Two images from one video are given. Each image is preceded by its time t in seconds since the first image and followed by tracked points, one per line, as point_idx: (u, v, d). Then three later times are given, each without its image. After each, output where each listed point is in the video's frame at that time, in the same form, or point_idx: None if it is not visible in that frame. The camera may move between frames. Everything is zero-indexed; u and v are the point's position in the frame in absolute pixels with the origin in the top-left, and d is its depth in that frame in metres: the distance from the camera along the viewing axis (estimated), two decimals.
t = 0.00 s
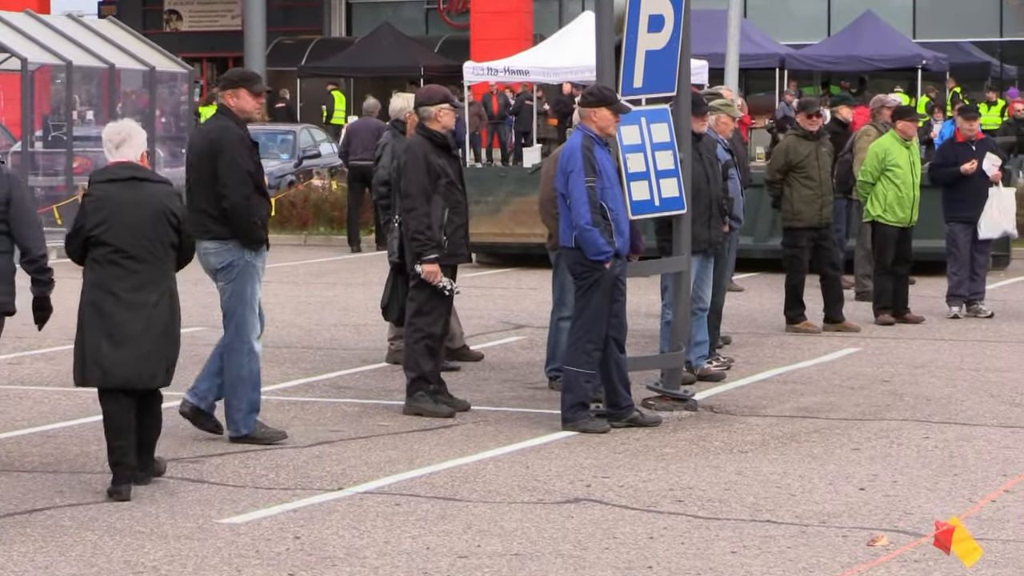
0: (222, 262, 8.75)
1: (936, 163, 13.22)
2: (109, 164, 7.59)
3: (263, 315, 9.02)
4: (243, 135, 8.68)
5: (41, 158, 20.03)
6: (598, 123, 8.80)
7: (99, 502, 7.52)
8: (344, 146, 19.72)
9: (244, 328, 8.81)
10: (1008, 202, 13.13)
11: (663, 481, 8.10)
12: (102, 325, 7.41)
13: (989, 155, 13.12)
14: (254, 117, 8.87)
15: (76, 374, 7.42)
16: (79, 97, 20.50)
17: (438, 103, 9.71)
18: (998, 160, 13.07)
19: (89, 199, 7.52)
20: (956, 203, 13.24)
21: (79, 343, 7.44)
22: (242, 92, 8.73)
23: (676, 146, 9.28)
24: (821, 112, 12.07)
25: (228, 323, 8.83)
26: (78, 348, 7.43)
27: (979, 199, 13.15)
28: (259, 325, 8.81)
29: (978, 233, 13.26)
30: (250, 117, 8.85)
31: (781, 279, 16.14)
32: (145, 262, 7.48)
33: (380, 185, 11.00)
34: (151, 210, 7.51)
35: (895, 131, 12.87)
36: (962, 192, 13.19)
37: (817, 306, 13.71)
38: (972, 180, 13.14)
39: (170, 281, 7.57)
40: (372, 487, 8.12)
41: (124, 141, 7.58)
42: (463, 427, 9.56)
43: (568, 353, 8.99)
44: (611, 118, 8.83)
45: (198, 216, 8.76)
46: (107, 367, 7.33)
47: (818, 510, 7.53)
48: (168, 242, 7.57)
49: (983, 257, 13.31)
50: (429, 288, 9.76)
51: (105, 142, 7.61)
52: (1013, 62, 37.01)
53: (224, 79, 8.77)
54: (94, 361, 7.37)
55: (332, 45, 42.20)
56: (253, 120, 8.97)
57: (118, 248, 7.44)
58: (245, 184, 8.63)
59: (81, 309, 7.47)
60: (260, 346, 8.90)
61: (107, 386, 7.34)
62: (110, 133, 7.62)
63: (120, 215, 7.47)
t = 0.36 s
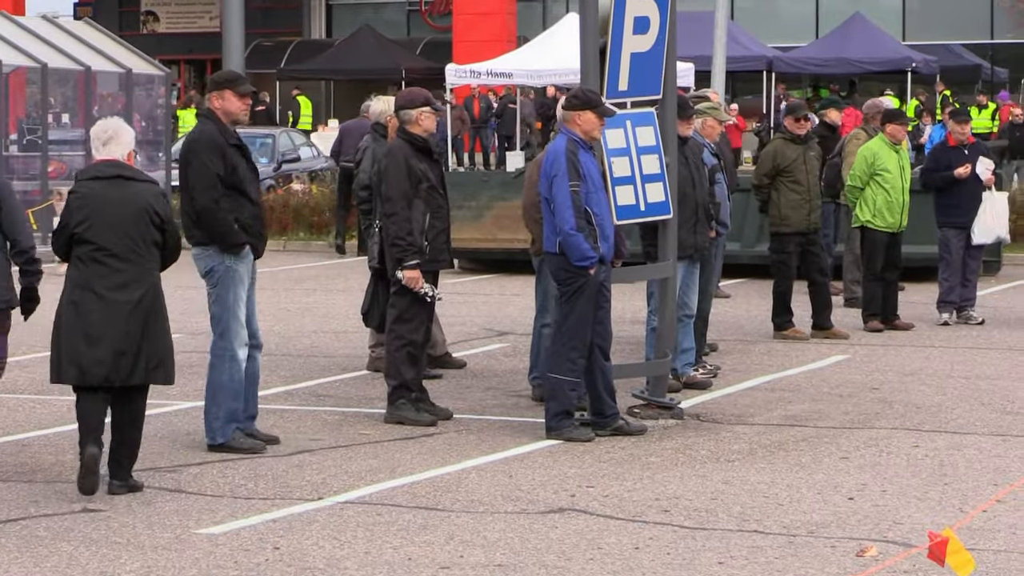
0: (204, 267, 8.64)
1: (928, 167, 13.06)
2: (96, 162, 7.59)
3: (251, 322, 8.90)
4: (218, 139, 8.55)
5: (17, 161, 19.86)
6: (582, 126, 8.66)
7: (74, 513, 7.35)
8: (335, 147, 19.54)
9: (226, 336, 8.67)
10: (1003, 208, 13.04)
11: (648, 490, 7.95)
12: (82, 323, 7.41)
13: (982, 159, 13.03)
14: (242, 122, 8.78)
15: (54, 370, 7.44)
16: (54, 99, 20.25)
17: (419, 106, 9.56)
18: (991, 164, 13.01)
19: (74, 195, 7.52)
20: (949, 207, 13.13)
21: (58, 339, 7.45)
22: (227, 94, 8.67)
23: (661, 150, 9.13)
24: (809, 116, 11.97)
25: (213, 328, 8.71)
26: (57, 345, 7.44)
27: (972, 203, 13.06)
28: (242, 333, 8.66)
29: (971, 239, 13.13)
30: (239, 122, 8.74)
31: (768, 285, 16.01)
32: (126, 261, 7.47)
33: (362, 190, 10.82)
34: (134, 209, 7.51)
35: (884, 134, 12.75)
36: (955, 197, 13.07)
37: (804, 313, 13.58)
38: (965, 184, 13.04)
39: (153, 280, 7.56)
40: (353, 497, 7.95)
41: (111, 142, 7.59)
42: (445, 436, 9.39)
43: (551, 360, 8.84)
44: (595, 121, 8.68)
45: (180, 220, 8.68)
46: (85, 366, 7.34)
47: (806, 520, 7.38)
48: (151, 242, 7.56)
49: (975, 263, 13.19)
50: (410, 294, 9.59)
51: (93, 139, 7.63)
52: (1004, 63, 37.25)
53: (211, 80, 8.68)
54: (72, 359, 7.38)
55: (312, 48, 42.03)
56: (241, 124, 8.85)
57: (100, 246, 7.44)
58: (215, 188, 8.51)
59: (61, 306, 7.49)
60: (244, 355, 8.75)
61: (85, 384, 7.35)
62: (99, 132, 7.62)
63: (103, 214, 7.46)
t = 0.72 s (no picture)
0: (184, 275, 8.51)
1: (915, 173, 12.95)
2: (65, 168, 7.41)
3: (231, 330, 8.72)
4: (190, 143, 8.41)
5: None
6: (562, 131, 8.51)
7: (44, 525, 7.17)
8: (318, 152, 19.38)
9: (202, 343, 8.53)
10: (990, 215, 12.93)
11: (629, 501, 7.80)
12: (49, 329, 7.29)
13: (970, 165, 12.93)
14: (226, 129, 8.62)
15: (27, 376, 7.36)
16: (24, 103, 19.98)
17: (395, 111, 9.41)
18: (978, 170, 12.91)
19: (40, 202, 7.39)
20: (935, 213, 13.02)
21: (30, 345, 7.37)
22: (210, 97, 8.52)
23: (642, 155, 9.00)
24: (792, 120, 11.87)
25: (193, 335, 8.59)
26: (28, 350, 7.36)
27: (959, 209, 12.96)
28: (218, 342, 8.50)
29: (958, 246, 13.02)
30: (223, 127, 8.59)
31: (750, 293, 15.87)
32: (91, 267, 7.31)
33: (337, 196, 10.61)
34: (98, 214, 7.33)
35: (869, 139, 12.65)
36: (941, 203, 12.98)
37: (785, 321, 13.45)
38: (953, 191, 12.93)
39: (120, 288, 7.37)
40: (327, 508, 7.78)
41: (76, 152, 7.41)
42: (423, 446, 9.23)
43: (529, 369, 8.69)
44: (575, 126, 8.55)
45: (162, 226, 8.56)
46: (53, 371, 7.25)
47: (789, 531, 7.23)
48: (118, 248, 7.37)
49: (960, 269, 13.07)
50: (386, 302, 9.44)
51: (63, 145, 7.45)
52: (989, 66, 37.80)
53: (195, 84, 8.56)
54: (41, 365, 7.29)
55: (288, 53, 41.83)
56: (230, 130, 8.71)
57: (65, 252, 7.29)
58: (184, 193, 8.34)
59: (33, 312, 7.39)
60: (222, 365, 8.58)
61: (54, 390, 7.26)
62: (69, 138, 7.44)
63: (66, 219, 7.31)
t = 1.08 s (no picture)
0: (162, 278, 8.35)
1: (903, 174, 12.86)
2: (16, 171, 7.42)
3: (211, 337, 8.55)
4: (169, 144, 8.26)
5: None
6: (544, 133, 8.36)
7: (15, 535, 7.01)
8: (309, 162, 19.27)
9: (180, 346, 8.37)
10: (976, 218, 12.79)
11: (612, 509, 7.65)
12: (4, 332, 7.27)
13: (958, 169, 12.85)
14: (209, 131, 8.47)
15: None
16: None
17: (373, 112, 9.26)
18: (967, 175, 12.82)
19: None
20: (921, 216, 12.92)
21: None
22: (193, 99, 8.35)
23: (625, 157, 8.86)
24: (777, 122, 11.75)
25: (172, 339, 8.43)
26: None
27: (944, 213, 12.86)
28: (195, 347, 8.33)
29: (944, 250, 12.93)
30: (205, 129, 8.44)
31: (734, 297, 15.74)
32: (46, 269, 7.33)
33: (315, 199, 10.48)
34: (54, 215, 7.35)
35: (854, 141, 12.53)
36: (927, 205, 12.89)
37: (769, 326, 13.32)
38: (939, 195, 12.86)
39: (74, 289, 7.40)
40: (304, 517, 7.61)
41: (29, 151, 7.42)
42: (402, 453, 9.07)
43: (510, 375, 8.55)
44: (557, 127, 8.39)
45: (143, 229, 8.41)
46: (10, 373, 7.22)
47: (773, 539, 7.08)
48: (72, 249, 7.40)
49: (949, 273, 12.98)
50: (365, 307, 9.28)
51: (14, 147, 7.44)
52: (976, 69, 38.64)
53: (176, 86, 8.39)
54: None
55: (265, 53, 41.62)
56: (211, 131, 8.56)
57: (21, 253, 7.30)
58: (163, 194, 8.18)
59: None
60: (197, 371, 8.39)
61: (12, 391, 7.22)
62: (19, 140, 7.45)
63: (21, 221, 7.31)
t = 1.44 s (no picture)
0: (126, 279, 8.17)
1: (880, 173, 12.72)
2: None
3: (173, 341, 8.36)
4: (134, 143, 8.08)
5: None
6: (515, 133, 8.21)
7: None
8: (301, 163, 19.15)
9: (137, 350, 8.17)
10: (952, 222, 12.93)
11: (583, 516, 7.50)
12: None
13: (935, 171, 12.73)
14: (176, 130, 8.28)
15: None
16: None
17: (341, 112, 9.10)
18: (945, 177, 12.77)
19: None
20: (896, 218, 12.77)
21: None
22: (159, 99, 8.16)
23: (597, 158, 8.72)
24: (752, 122, 11.63)
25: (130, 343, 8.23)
26: None
27: (921, 215, 12.73)
28: (152, 350, 8.12)
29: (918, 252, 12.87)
30: (171, 128, 8.25)
31: (708, 300, 15.62)
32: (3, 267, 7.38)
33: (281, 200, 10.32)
34: (12, 214, 7.42)
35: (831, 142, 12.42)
36: (903, 207, 12.74)
37: (744, 329, 13.20)
38: (916, 197, 12.69)
39: (30, 287, 7.47)
40: (271, 523, 7.44)
41: None
42: (370, 459, 8.90)
43: (480, 379, 8.39)
44: (528, 127, 8.24)
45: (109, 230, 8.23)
46: None
47: (748, 546, 6.94)
48: (29, 248, 7.48)
49: (925, 276, 12.88)
50: (332, 310, 9.11)
51: None
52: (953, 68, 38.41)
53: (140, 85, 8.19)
54: None
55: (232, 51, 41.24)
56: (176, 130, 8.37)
57: None
58: (128, 194, 7.99)
59: None
60: (156, 375, 8.19)
61: None
62: None
63: None
